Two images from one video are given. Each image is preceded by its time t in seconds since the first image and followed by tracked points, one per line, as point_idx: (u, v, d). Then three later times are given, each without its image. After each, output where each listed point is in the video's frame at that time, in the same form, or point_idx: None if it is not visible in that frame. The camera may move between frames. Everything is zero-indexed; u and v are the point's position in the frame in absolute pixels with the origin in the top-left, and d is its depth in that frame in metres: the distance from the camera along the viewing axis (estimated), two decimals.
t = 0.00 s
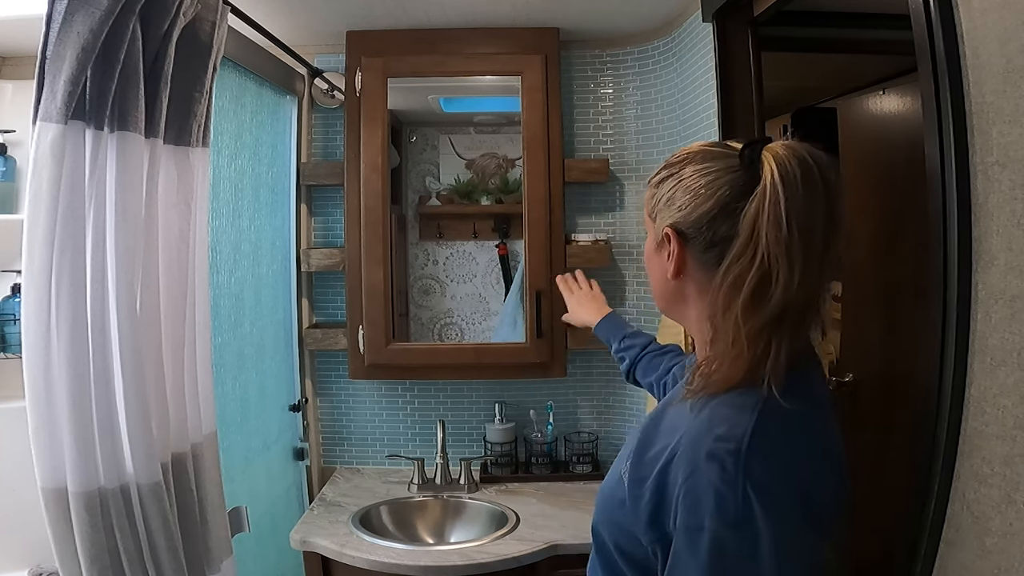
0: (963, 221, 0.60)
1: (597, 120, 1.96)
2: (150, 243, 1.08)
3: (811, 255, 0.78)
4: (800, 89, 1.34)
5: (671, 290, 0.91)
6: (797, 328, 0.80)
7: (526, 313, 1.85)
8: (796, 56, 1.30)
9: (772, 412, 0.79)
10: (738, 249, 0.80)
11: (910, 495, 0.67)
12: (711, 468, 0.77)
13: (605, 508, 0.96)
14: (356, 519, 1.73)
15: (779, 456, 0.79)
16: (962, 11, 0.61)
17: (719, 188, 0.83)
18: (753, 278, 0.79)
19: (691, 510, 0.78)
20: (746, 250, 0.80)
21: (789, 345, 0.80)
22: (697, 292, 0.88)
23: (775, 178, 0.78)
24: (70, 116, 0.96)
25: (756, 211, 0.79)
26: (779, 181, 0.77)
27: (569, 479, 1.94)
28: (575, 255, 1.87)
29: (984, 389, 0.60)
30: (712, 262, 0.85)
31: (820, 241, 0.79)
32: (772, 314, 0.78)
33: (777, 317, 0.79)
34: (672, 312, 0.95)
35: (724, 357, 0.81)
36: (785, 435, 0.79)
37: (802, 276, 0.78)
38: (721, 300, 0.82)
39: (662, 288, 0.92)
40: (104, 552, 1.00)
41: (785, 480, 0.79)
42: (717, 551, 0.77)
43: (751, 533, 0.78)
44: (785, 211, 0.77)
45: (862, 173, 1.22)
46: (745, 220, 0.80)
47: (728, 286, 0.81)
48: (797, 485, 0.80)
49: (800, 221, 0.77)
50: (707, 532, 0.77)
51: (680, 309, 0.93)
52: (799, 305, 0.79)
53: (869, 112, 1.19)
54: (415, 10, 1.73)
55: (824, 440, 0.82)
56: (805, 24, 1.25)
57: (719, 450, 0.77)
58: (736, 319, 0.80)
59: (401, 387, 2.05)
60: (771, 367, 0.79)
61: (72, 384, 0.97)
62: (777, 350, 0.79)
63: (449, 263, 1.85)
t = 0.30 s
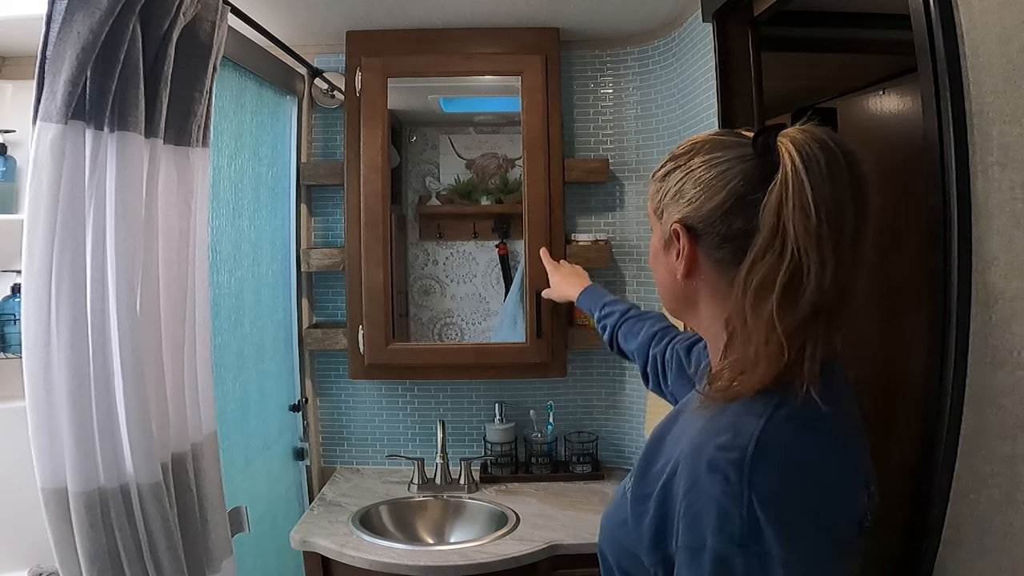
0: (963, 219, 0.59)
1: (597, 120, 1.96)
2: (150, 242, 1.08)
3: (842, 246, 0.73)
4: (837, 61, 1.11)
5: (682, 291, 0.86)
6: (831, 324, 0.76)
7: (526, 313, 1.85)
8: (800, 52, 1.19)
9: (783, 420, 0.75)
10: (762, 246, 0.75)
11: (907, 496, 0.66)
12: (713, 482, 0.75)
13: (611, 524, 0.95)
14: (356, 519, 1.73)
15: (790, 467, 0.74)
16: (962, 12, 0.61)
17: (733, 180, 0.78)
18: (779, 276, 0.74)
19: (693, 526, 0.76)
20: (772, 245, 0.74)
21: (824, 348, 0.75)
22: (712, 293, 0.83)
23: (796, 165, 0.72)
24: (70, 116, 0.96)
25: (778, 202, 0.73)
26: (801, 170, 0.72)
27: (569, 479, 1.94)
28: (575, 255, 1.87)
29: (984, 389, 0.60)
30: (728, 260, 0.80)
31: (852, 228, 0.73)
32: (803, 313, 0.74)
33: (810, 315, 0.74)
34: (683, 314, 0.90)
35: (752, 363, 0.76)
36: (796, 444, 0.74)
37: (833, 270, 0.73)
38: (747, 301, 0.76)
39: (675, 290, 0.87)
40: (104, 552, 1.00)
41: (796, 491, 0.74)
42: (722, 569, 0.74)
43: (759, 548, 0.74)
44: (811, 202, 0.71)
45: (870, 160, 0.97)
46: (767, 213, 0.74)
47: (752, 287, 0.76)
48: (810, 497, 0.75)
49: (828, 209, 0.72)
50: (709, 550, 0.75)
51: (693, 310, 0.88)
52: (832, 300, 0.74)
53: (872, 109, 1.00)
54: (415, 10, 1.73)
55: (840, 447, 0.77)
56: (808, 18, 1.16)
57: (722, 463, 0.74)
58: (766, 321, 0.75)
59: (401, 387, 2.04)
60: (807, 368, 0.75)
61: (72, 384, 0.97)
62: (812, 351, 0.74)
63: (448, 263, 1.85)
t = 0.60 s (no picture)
0: (964, 216, 0.59)
1: (597, 120, 1.96)
2: (150, 242, 1.08)
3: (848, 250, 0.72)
4: (837, 61, 1.12)
5: (678, 299, 0.85)
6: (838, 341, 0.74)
7: (526, 313, 1.85)
8: (799, 52, 1.20)
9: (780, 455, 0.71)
10: (762, 245, 0.75)
11: (906, 494, 0.66)
12: (701, 518, 0.73)
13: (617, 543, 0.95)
14: (356, 519, 1.73)
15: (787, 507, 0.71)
16: (962, 12, 0.61)
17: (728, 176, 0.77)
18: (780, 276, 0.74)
19: (683, 563, 0.74)
20: (773, 244, 0.74)
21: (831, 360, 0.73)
22: (709, 300, 0.82)
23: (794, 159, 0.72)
24: (70, 116, 0.96)
25: (779, 198, 0.73)
26: (806, 159, 0.71)
27: (569, 479, 1.93)
28: (575, 255, 1.87)
29: (985, 390, 0.59)
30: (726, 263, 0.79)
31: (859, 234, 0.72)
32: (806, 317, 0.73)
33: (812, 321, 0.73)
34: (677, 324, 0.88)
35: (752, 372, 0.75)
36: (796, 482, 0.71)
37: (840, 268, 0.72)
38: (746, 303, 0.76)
39: (671, 300, 0.86)
40: (104, 552, 1.00)
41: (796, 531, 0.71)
42: None
43: None
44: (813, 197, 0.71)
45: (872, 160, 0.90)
46: (767, 210, 0.74)
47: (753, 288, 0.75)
48: (812, 538, 0.71)
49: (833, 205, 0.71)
50: None
51: (690, 319, 0.86)
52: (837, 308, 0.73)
53: (876, 109, 0.98)
54: (416, 10, 1.73)
55: (849, 488, 0.72)
56: (809, 18, 1.16)
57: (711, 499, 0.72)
58: (766, 327, 0.74)
59: (401, 387, 2.04)
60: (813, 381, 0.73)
61: (73, 384, 0.97)
62: (816, 360, 0.73)
63: (448, 263, 1.85)
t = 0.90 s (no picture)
0: (964, 216, 0.59)
1: (597, 120, 1.96)
2: (150, 242, 1.08)
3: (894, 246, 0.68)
4: (836, 61, 1.14)
5: (686, 302, 0.80)
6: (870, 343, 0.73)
7: (526, 313, 1.85)
8: (801, 52, 1.21)
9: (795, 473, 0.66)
10: (815, 244, 0.69)
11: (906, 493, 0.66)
12: (704, 535, 0.67)
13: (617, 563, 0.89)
14: (356, 519, 1.73)
15: (799, 526, 0.64)
16: (962, 12, 0.60)
17: (760, 171, 0.72)
18: (826, 276, 0.69)
19: None
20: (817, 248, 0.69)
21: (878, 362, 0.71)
22: (722, 302, 0.77)
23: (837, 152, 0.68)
24: (70, 116, 0.96)
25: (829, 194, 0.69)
26: (855, 152, 0.68)
27: (569, 479, 1.93)
28: (575, 255, 1.87)
29: (985, 389, 0.59)
30: (751, 265, 0.73)
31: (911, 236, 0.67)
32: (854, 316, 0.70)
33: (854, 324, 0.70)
34: (671, 326, 0.83)
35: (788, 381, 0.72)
36: (811, 501, 0.65)
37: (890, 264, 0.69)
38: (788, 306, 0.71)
39: (681, 303, 0.80)
40: (104, 552, 1.00)
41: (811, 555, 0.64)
42: None
43: None
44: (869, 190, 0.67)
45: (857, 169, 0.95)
46: (811, 207, 0.69)
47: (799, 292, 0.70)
48: (825, 562, 0.65)
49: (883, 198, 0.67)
50: None
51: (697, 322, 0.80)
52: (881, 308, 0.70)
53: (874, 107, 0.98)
54: (415, 10, 1.73)
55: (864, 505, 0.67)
56: (809, 18, 1.15)
57: (717, 514, 0.66)
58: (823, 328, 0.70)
59: (401, 387, 2.04)
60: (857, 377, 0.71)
61: (73, 385, 0.97)
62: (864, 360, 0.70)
63: (448, 263, 1.85)
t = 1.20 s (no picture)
0: (963, 217, 0.59)
1: (597, 120, 1.96)
2: (150, 242, 1.08)
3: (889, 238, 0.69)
4: (836, 61, 1.09)
5: (685, 301, 0.79)
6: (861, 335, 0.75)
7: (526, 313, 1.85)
8: (801, 52, 1.18)
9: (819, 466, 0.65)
10: (811, 238, 0.69)
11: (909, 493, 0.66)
12: (738, 528, 0.64)
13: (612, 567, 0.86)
14: (356, 519, 1.73)
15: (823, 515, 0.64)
16: (962, 12, 0.60)
17: (753, 167, 0.71)
18: (824, 269, 0.69)
19: None
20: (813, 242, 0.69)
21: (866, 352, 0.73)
22: (720, 300, 0.76)
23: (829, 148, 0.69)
24: (70, 116, 0.96)
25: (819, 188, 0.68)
26: (844, 146, 0.69)
27: (569, 479, 1.94)
28: (575, 255, 1.87)
29: (985, 389, 0.59)
30: (749, 261, 0.73)
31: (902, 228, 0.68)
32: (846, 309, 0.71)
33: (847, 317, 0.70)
34: (669, 328, 0.83)
35: (791, 374, 0.71)
36: (830, 493, 0.65)
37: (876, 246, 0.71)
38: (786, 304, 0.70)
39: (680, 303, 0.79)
40: (104, 552, 1.00)
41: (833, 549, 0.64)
42: None
43: None
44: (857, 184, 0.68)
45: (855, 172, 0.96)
46: (804, 203, 0.69)
47: (797, 287, 0.70)
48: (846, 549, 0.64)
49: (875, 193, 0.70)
50: None
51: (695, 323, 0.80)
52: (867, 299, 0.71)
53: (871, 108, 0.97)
54: (415, 10, 1.73)
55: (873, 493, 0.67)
56: (808, 18, 1.14)
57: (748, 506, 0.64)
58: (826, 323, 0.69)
59: (401, 387, 2.04)
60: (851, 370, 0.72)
61: (72, 385, 0.97)
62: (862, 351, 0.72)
63: (448, 263, 1.85)
